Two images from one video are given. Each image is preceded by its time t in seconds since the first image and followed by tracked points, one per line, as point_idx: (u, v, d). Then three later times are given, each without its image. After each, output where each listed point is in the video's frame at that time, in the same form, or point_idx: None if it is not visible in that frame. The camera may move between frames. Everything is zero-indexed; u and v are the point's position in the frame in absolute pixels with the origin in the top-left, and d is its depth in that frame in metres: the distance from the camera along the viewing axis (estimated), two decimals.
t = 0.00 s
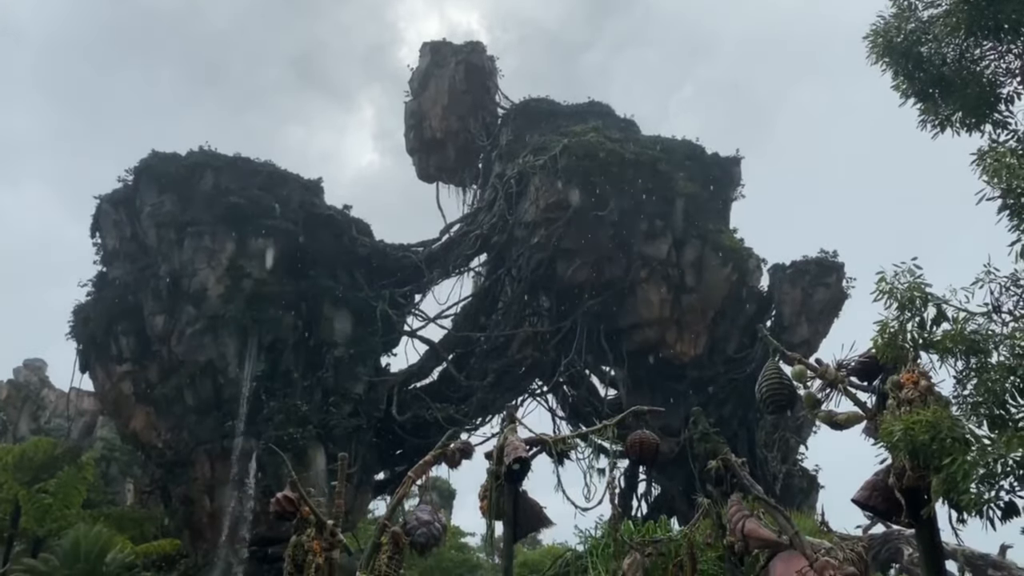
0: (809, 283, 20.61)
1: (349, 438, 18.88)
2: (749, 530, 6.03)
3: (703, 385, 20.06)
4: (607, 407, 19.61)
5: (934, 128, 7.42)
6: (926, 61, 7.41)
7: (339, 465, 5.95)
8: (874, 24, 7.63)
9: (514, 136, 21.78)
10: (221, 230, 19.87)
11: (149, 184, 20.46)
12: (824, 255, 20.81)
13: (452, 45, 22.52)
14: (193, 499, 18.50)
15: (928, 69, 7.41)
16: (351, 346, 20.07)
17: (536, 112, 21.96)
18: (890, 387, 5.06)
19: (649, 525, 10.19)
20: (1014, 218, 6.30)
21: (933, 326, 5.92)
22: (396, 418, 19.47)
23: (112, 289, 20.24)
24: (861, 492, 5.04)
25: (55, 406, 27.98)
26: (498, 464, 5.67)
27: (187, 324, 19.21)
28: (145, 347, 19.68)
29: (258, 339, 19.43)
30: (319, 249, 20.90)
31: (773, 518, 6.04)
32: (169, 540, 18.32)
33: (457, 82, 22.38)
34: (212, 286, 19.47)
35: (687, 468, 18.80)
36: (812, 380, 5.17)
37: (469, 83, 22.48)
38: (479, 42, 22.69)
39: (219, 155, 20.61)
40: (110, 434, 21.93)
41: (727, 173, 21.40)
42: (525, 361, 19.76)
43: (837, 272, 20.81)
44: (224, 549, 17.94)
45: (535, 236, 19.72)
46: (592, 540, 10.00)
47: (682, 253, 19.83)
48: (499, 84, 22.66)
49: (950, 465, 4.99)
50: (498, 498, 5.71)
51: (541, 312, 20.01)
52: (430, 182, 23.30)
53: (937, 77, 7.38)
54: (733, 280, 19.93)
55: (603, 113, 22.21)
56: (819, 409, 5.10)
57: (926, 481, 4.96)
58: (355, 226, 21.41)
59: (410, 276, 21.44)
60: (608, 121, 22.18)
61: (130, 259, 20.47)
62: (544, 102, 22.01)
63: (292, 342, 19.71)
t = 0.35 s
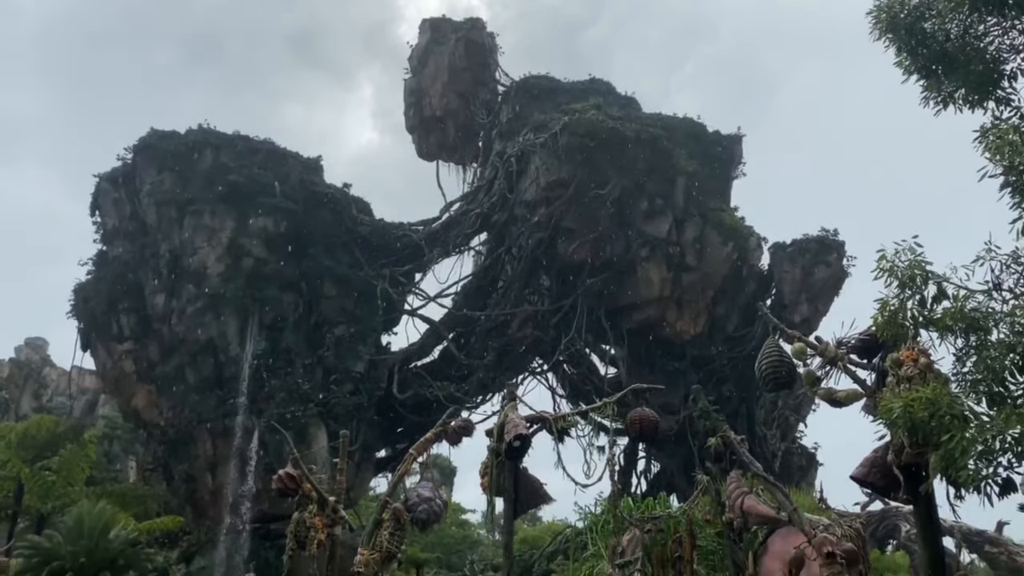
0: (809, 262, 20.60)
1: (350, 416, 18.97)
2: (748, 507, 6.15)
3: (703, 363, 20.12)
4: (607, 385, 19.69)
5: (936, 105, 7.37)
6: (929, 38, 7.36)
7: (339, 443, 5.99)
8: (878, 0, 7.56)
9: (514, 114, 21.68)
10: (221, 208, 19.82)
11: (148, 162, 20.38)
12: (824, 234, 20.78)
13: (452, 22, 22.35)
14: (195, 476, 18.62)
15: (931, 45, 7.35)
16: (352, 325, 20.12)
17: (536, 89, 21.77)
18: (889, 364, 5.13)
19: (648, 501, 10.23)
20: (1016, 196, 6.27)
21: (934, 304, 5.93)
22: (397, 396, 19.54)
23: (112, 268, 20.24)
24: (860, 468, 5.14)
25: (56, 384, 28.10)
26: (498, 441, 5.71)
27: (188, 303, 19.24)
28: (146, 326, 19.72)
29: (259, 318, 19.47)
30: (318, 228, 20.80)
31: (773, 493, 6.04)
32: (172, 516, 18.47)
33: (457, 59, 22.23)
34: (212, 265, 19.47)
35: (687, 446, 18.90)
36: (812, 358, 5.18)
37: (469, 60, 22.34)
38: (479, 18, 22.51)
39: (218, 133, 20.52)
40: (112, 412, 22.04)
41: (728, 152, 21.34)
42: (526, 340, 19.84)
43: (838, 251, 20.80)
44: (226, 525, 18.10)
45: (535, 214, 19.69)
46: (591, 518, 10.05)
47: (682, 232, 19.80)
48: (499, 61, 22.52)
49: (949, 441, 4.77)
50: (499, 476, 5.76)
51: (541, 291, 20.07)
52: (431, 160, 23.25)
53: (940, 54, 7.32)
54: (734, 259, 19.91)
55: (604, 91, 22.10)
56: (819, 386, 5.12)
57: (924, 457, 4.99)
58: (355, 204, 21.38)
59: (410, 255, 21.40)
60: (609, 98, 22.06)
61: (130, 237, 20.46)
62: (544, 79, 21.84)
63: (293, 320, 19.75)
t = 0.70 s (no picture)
0: (811, 239, 20.55)
1: (353, 393, 19.03)
2: (747, 482, 6.26)
3: (704, 340, 20.16)
4: (608, 363, 19.78)
5: (940, 80, 7.31)
6: (935, 12, 7.27)
7: (342, 419, 6.02)
8: None
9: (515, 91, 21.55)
10: (221, 186, 19.75)
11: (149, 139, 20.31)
12: (827, 211, 20.71)
13: None
14: (198, 453, 18.72)
15: (937, 20, 7.27)
16: (354, 303, 20.15)
17: (537, 65, 21.63)
18: (890, 341, 5.10)
19: (649, 478, 10.28)
20: (1018, 172, 6.24)
21: (936, 281, 5.88)
22: (399, 374, 19.59)
23: (113, 245, 20.23)
24: (859, 445, 5.10)
25: (60, 361, 28.23)
26: (500, 418, 5.74)
27: (190, 280, 19.30)
28: (148, 303, 19.76)
29: (261, 296, 19.49)
30: (318, 204, 20.60)
31: (773, 470, 6.10)
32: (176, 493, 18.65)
33: (458, 35, 22.08)
34: (213, 243, 19.46)
35: (687, 422, 19.00)
36: (812, 334, 5.17)
37: (470, 36, 22.18)
38: None
39: (218, 110, 20.43)
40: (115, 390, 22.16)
41: (730, 129, 21.26)
42: (527, 318, 19.81)
43: (840, 228, 20.75)
44: (230, 501, 18.24)
45: (536, 192, 19.65)
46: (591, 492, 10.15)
47: (684, 209, 19.71)
48: (500, 37, 22.36)
49: (948, 416, 4.72)
50: (500, 452, 5.80)
51: (542, 269, 20.08)
52: (431, 138, 23.21)
53: (945, 29, 7.24)
54: (735, 237, 19.88)
55: (605, 67, 21.95)
56: (819, 362, 5.11)
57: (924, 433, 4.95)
58: (355, 182, 21.33)
59: (411, 233, 21.38)
60: (611, 75, 21.92)
61: (131, 215, 20.45)
62: (545, 54, 21.64)
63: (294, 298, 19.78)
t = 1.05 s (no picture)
0: (815, 211, 20.49)
1: (356, 365, 19.13)
2: (749, 453, 6.14)
3: (706, 312, 20.25)
4: (610, 335, 19.95)
5: (947, 49, 7.25)
6: None
7: (345, 390, 6.05)
8: None
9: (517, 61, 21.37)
10: (222, 157, 19.60)
11: (149, 111, 20.22)
12: (830, 183, 20.62)
13: None
14: (203, 424, 18.84)
15: None
16: (357, 275, 20.18)
17: (539, 36, 21.45)
18: (892, 312, 5.01)
19: (649, 448, 10.40)
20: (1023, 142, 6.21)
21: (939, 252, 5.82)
22: (401, 345, 19.69)
23: (115, 217, 20.21)
24: (860, 416, 4.97)
25: (63, 333, 28.36)
26: (502, 389, 5.76)
27: (193, 252, 19.27)
28: (151, 276, 19.82)
29: (264, 268, 19.51)
30: (320, 176, 20.54)
31: (774, 441, 6.14)
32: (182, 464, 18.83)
33: (459, 4, 21.88)
34: (216, 215, 19.44)
35: (689, 394, 19.10)
36: (814, 304, 5.04)
37: (471, 6, 21.97)
38: None
39: (218, 81, 20.30)
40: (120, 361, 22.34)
41: (734, 99, 21.11)
42: (529, 291, 19.76)
43: (844, 200, 20.66)
44: (235, 472, 18.41)
45: (539, 163, 19.55)
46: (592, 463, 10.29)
47: (688, 180, 19.57)
48: (501, 7, 22.14)
49: (949, 386, 4.73)
50: (503, 423, 5.80)
51: (545, 242, 19.98)
52: (433, 109, 23.13)
53: None
54: (739, 208, 19.81)
55: (608, 37, 21.75)
56: (821, 333, 4.99)
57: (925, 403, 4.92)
58: (357, 154, 21.27)
59: (414, 205, 21.30)
60: (614, 45, 21.73)
61: (132, 187, 20.42)
62: (547, 24, 21.44)
63: (297, 271, 19.81)
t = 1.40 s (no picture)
0: (819, 183, 20.37)
1: (360, 338, 19.19)
2: (750, 424, 6.02)
3: (709, 285, 20.45)
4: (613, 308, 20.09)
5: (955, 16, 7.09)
6: None
7: (350, 362, 6.07)
8: None
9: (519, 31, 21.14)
10: (225, 130, 19.58)
11: (150, 83, 20.08)
12: (835, 154, 20.46)
13: None
14: (208, 396, 18.94)
15: None
16: (360, 248, 20.18)
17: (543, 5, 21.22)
18: (895, 283, 4.32)
19: (652, 419, 10.46)
20: None
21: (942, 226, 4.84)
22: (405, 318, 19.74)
23: (117, 190, 20.18)
24: (861, 387, 4.26)
25: (68, 306, 28.52)
26: (506, 361, 5.79)
27: (195, 225, 19.19)
28: (154, 249, 19.86)
29: (267, 241, 19.49)
30: (321, 148, 20.37)
31: (774, 412, 6.10)
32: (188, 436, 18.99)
33: None
34: (218, 187, 19.34)
35: (691, 366, 19.17)
36: (818, 277, 4.74)
37: None
38: None
39: (219, 52, 20.11)
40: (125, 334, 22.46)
41: (739, 70, 20.90)
42: (532, 265, 19.84)
43: (849, 171, 20.48)
44: (240, 444, 18.56)
45: (542, 135, 19.42)
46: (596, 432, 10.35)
47: (691, 152, 19.47)
48: None
49: (951, 356, 4.13)
50: (506, 394, 5.81)
51: (548, 214, 20.21)
52: (436, 79, 23.15)
53: None
54: (743, 180, 19.67)
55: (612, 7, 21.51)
56: (824, 305, 4.66)
57: (930, 375, 4.15)
58: (359, 126, 21.18)
59: (416, 177, 21.42)
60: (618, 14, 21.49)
61: (134, 160, 20.36)
62: None
63: (300, 243, 19.84)
